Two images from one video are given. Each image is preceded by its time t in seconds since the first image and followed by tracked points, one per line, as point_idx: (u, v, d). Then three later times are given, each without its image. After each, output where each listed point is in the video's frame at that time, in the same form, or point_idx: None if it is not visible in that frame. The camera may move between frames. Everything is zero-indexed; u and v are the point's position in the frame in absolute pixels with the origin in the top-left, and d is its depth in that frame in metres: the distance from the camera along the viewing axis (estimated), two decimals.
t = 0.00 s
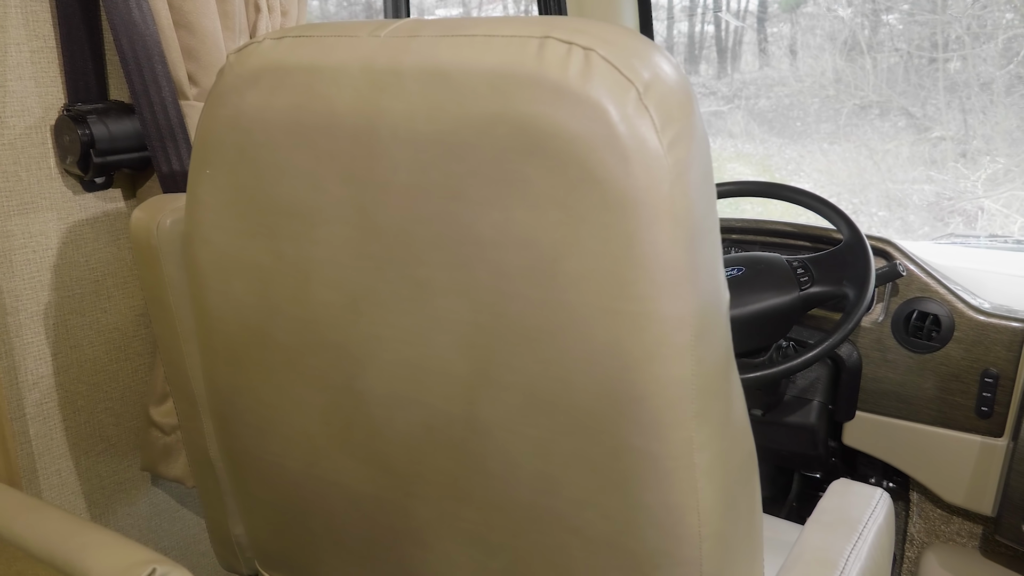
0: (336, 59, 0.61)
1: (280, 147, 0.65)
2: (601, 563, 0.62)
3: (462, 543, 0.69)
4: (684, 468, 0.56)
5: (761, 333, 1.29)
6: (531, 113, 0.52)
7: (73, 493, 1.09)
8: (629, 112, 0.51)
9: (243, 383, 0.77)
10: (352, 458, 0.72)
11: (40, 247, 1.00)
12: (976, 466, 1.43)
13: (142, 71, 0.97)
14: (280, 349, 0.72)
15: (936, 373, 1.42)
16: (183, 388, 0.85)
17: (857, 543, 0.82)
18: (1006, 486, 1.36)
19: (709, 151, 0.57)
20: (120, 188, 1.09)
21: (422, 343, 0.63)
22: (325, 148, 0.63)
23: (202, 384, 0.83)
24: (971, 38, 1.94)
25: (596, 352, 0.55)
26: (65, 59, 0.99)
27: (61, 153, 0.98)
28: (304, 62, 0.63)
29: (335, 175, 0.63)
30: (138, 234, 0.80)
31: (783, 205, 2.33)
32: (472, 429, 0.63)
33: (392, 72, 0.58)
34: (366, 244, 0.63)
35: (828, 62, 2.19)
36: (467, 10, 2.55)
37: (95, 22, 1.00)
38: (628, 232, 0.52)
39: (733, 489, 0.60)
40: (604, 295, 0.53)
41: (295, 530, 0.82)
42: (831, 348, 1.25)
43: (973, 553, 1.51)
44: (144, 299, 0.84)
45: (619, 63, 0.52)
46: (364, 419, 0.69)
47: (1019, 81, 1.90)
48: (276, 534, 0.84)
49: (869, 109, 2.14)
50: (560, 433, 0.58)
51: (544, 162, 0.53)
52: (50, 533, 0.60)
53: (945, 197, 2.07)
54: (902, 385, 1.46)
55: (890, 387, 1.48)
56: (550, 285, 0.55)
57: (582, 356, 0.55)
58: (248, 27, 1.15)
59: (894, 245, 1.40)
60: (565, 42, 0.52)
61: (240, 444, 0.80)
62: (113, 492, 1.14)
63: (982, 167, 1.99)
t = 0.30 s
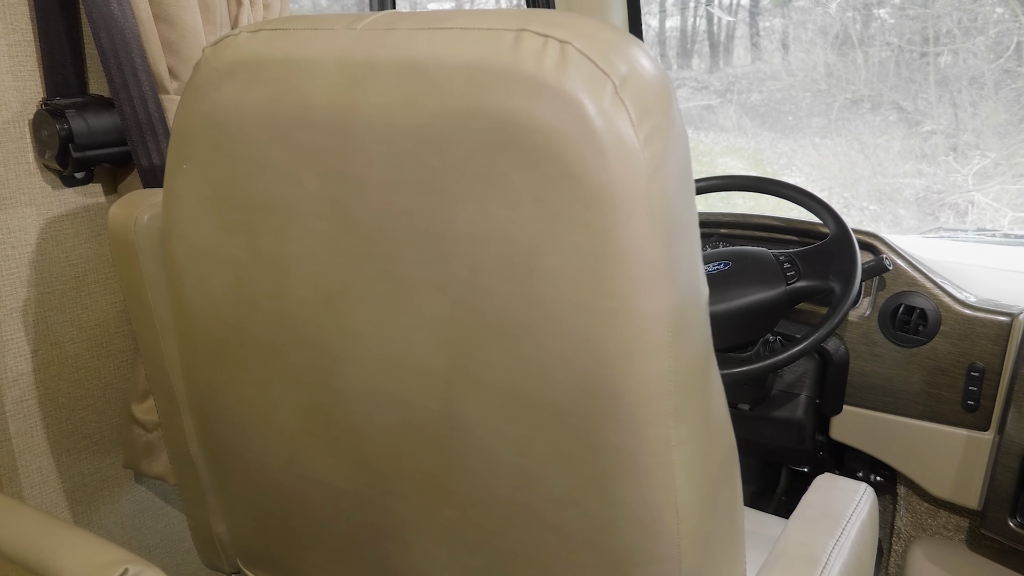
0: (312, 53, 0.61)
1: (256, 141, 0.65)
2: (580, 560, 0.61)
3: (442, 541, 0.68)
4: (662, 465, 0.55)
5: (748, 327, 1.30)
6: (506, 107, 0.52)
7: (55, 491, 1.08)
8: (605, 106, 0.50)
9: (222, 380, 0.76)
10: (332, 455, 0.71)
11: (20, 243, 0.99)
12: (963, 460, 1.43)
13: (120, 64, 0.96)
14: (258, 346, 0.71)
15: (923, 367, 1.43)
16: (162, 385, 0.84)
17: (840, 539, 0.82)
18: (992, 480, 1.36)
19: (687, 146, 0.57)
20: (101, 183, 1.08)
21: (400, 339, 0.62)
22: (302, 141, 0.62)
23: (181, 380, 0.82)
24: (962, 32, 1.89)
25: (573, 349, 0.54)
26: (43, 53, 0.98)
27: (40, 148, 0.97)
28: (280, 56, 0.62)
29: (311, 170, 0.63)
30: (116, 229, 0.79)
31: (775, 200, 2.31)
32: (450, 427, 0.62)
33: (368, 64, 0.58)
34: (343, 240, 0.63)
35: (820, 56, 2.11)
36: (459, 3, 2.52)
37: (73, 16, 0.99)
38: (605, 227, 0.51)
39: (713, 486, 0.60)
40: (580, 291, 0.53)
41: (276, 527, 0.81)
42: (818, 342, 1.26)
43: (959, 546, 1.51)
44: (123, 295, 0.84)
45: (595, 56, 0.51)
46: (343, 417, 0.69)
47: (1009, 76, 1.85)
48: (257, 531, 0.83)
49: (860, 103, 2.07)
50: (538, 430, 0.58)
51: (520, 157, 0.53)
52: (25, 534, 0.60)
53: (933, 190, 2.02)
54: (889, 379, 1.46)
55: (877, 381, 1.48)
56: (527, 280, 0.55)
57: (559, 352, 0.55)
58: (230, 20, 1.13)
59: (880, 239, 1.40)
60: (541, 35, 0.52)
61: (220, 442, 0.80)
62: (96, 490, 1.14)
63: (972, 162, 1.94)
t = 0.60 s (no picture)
0: (286, 45, 0.60)
1: (230, 136, 0.64)
2: (558, 557, 0.61)
3: (421, 539, 0.68)
4: (638, 461, 0.55)
5: (734, 323, 1.30)
6: (480, 100, 0.51)
7: (36, 489, 1.07)
8: (580, 100, 0.50)
9: (200, 378, 0.75)
10: (310, 453, 0.71)
11: None
12: (948, 453, 1.44)
13: (98, 58, 0.95)
14: (235, 343, 0.71)
15: (909, 361, 1.43)
16: (141, 383, 0.83)
17: (822, 534, 0.82)
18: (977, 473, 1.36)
19: (664, 141, 0.56)
20: (80, 177, 1.08)
21: (376, 336, 0.62)
22: (276, 137, 0.62)
23: (160, 378, 0.81)
24: (953, 25, 1.87)
25: (549, 345, 0.54)
26: (20, 47, 0.97)
27: (17, 143, 0.96)
28: (254, 48, 0.61)
29: (286, 165, 0.62)
30: (92, 225, 0.78)
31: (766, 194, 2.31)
32: (428, 424, 0.62)
33: (342, 58, 0.57)
34: (318, 235, 0.62)
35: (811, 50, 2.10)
36: None
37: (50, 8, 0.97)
38: (580, 222, 0.51)
39: (691, 482, 0.60)
40: (556, 287, 0.52)
41: (255, 526, 0.81)
42: (804, 336, 1.26)
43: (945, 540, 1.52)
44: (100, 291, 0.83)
45: (570, 49, 0.51)
46: (320, 414, 0.68)
47: (1000, 70, 1.83)
48: (237, 529, 0.83)
49: (851, 97, 2.07)
50: (515, 427, 0.58)
51: (494, 151, 0.52)
52: None
53: (922, 184, 2.02)
54: (876, 373, 1.46)
55: (863, 375, 1.48)
56: (503, 276, 0.54)
57: (535, 348, 0.55)
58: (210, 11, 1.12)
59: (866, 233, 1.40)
60: (515, 28, 0.51)
61: (199, 439, 0.79)
62: (78, 488, 1.13)
63: (962, 155, 1.94)
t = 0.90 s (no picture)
0: (258, 38, 0.59)
1: (204, 130, 0.63)
2: (535, 554, 0.61)
3: (399, 536, 0.67)
4: (614, 458, 0.54)
5: (721, 317, 1.29)
6: (453, 93, 0.50)
7: (15, 487, 1.06)
8: (553, 93, 0.49)
9: (177, 375, 0.74)
10: (288, 450, 0.70)
11: None
12: (934, 445, 1.44)
13: (76, 52, 0.94)
14: (211, 339, 0.70)
15: (895, 354, 1.43)
16: (119, 380, 0.82)
17: (804, 528, 0.82)
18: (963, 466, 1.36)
19: (640, 135, 0.56)
20: (58, 173, 1.06)
21: (352, 332, 0.61)
22: (249, 131, 0.61)
23: (137, 375, 0.81)
24: (944, 19, 1.87)
25: (524, 341, 0.53)
26: None
27: None
28: (227, 41, 0.61)
29: (259, 159, 0.61)
30: (66, 220, 0.77)
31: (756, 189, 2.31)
32: (404, 421, 0.61)
33: (314, 51, 0.56)
34: (293, 231, 0.61)
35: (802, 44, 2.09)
36: None
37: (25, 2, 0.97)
38: (553, 217, 0.50)
39: (668, 479, 0.59)
40: (531, 283, 0.52)
41: (234, 523, 0.80)
42: (789, 330, 1.26)
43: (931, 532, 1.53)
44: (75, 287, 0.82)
45: (544, 42, 0.50)
46: (298, 411, 0.67)
47: (989, 63, 1.83)
48: (217, 527, 0.82)
49: (843, 90, 2.06)
50: (491, 424, 0.57)
51: (467, 145, 0.51)
52: None
53: (909, 180, 2.05)
54: (862, 366, 1.47)
55: (850, 369, 1.48)
56: (477, 272, 0.54)
57: (510, 345, 0.54)
58: None
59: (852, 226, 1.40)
60: (488, 20, 0.50)
61: (177, 437, 0.79)
62: (58, 486, 1.12)
63: (952, 149, 1.95)
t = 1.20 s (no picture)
0: (228, 30, 0.58)
1: (174, 124, 0.62)
2: (512, 552, 0.60)
3: (375, 535, 0.67)
4: (590, 456, 0.54)
5: (706, 311, 1.29)
6: (423, 86, 0.50)
7: None
8: (525, 86, 0.48)
9: (151, 372, 0.73)
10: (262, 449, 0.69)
11: None
12: (920, 438, 1.44)
13: (49, 45, 0.96)
14: (184, 336, 0.69)
15: (881, 348, 1.42)
16: (95, 378, 0.81)
17: (786, 524, 0.81)
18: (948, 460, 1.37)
19: (615, 129, 0.55)
20: (33, 168, 1.06)
21: (325, 329, 0.60)
22: (219, 126, 0.60)
23: (111, 372, 0.79)
24: (934, 12, 1.85)
25: (498, 338, 0.53)
26: None
27: None
28: (197, 33, 0.59)
29: (230, 153, 0.60)
30: (38, 215, 0.76)
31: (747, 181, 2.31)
32: (379, 419, 0.60)
33: (284, 43, 0.55)
34: (265, 226, 0.60)
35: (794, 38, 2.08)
36: None
37: None
38: (526, 211, 0.49)
39: (646, 476, 0.59)
40: (504, 278, 0.51)
41: (209, 522, 0.79)
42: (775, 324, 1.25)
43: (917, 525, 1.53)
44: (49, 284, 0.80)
45: (515, 33, 0.49)
46: (272, 409, 0.66)
47: (978, 57, 1.83)
48: (194, 526, 0.81)
49: (834, 84, 2.05)
50: (465, 422, 0.56)
51: (439, 139, 0.50)
52: None
53: (898, 174, 2.05)
54: (848, 360, 1.46)
55: (836, 363, 1.48)
56: (451, 267, 0.53)
57: (484, 341, 0.53)
58: None
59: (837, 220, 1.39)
60: (459, 11, 0.50)
61: (153, 434, 0.78)
62: (37, 484, 1.11)
63: (943, 142, 1.95)
